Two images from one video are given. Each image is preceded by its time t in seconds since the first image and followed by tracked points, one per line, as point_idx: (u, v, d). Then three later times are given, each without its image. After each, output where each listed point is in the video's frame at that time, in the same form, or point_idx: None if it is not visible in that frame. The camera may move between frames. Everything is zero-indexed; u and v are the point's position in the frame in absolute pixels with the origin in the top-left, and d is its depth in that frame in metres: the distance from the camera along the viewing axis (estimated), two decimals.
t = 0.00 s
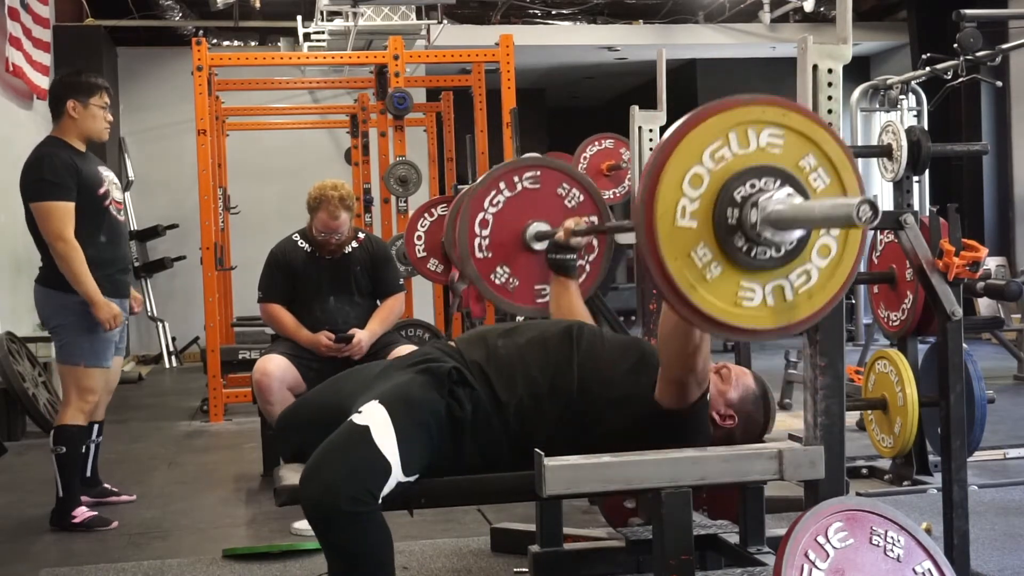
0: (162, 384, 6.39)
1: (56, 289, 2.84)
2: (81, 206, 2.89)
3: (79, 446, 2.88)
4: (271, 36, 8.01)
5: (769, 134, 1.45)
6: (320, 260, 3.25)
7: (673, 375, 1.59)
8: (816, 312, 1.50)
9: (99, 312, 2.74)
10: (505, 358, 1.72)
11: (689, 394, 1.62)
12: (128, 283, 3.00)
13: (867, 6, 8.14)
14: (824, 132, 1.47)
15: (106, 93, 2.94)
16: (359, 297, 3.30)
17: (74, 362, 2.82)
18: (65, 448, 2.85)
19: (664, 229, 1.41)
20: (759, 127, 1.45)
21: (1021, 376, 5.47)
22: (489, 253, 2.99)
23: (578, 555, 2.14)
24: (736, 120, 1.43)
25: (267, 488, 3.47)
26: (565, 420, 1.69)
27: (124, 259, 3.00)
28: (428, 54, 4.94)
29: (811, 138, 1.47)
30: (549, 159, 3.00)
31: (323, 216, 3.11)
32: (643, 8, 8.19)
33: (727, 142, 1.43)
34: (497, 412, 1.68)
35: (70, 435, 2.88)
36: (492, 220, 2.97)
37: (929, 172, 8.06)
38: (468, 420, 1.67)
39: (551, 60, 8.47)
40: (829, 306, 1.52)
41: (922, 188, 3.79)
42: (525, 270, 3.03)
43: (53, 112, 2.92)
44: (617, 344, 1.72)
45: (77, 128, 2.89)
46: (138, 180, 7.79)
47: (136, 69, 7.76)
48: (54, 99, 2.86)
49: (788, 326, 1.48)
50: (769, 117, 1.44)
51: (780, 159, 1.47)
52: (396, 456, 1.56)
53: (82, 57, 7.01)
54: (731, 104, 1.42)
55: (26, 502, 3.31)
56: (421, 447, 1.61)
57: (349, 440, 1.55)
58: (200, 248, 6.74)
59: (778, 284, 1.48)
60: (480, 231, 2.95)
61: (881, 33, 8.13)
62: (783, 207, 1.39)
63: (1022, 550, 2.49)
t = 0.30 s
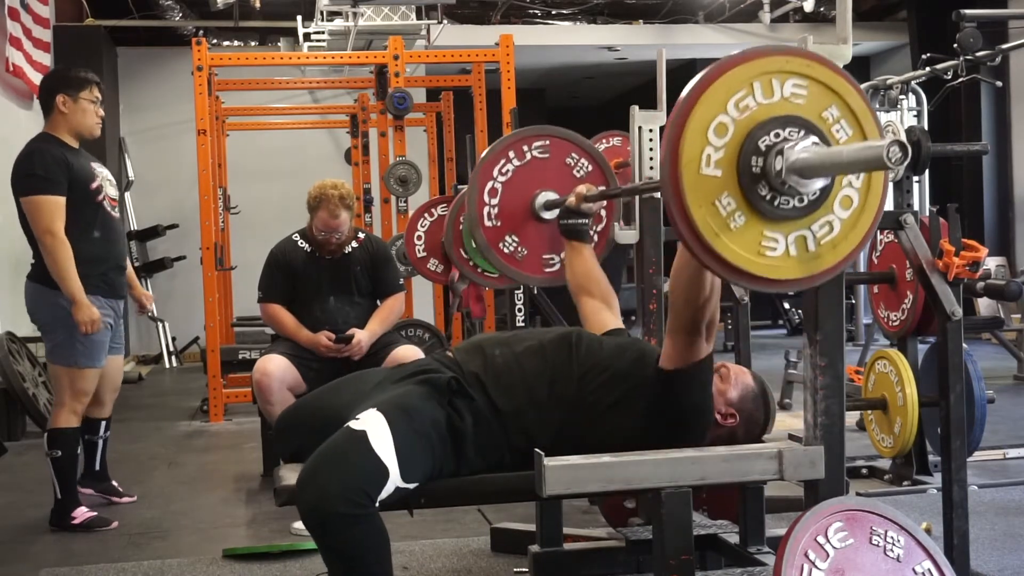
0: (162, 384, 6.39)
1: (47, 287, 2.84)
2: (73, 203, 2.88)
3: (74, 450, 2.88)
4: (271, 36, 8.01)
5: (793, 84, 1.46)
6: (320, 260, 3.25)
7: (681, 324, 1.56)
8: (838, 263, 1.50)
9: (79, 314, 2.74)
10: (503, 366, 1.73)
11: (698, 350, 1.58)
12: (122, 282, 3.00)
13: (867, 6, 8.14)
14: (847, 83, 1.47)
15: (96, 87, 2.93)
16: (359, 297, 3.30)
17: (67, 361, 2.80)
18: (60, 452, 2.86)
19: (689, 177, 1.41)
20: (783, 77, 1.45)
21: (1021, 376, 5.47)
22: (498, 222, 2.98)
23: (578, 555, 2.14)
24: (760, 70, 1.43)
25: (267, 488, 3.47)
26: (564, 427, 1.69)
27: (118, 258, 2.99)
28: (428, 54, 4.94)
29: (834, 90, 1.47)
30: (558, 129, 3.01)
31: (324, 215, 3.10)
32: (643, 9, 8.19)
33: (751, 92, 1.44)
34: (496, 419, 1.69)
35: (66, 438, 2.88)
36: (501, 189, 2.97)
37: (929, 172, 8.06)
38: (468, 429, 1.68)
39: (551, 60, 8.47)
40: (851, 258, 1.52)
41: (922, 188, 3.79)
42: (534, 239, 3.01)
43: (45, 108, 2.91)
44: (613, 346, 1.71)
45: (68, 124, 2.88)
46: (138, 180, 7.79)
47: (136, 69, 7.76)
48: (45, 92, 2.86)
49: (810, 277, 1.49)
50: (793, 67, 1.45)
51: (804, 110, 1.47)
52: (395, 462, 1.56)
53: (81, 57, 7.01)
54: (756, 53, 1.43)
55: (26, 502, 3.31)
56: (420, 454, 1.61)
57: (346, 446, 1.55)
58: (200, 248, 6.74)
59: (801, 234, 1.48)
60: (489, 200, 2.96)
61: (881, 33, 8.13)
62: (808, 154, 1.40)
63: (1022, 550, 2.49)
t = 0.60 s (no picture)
0: (162, 384, 6.39)
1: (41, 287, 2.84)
2: (70, 202, 2.88)
3: (71, 452, 2.88)
4: (271, 36, 8.01)
5: (809, 88, 1.45)
6: (320, 260, 3.25)
7: (683, 320, 1.55)
8: (843, 270, 1.49)
9: (68, 312, 2.72)
10: (499, 366, 1.73)
11: (699, 347, 1.58)
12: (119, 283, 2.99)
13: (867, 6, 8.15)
14: (863, 91, 1.46)
15: (95, 86, 2.93)
16: (359, 296, 3.30)
17: (62, 363, 2.80)
18: (57, 454, 2.86)
19: (699, 173, 1.42)
20: (799, 80, 1.45)
21: (1021, 376, 5.47)
22: (502, 210, 2.98)
23: (578, 555, 2.14)
24: (777, 72, 1.43)
25: (267, 488, 3.47)
26: (561, 428, 1.69)
27: (114, 258, 2.98)
28: (428, 54, 4.94)
29: (850, 97, 1.46)
30: (568, 121, 2.99)
31: (325, 213, 3.10)
32: (643, 9, 8.19)
33: (767, 93, 1.43)
34: (493, 419, 1.70)
35: (63, 441, 2.88)
36: (508, 178, 2.98)
37: (929, 172, 8.07)
38: (466, 429, 1.68)
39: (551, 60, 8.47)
40: (856, 264, 1.51)
41: (923, 188, 3.79)
42: (538, 230, 3.02)
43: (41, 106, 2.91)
44: (608, 348, 1.71)
45: (64, 121, 2.88)
46: (138, 180, 7.79)
47: (136, 69, 7.76)
48: (41, 91, 2.86)
49: (813, 281, 1.48)
50: (810, 72, 1.44)
51: (817, 115, 1.47)
52: (394, 462, 1.56)
53: (81, 57, 7.01)
54: (774, 54, 1.43)
55: (26, 502, 3.32)
56: (419, 454, 1.61)
57: (345, 446, 1.55)
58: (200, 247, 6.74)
59: (806, 238, 1.47)
60: (494, 188, 2.97)
61: (881, 33, 8.14)
62: (818, 157, 1.39)
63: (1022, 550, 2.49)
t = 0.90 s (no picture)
0: (162, 384, 6.39)
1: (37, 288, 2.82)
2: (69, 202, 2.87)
3: (69, 452, 2.88)
4: (271, 36, 8.01)
5: (822, 93, 1.46)
6: (321, 259, 3.25)
7: (688, 322, 1.53)
8: (843, 276, 1.50)
9: (87, 311, 2.74)
10: (500, 365, 1.73)
11: (702, 350, 1.55)
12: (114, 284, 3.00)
13: (867, 6, 8.15)
14: (875, 101, 1.47)
15: (94, 85, 2.93)
16: (359, 296, 3.30)
17: (60, 364, 2.80)
18: (55, 455, 2.86)
19: (706, 168, 1.42)
20: (813, 84, 1.45)
21: (1021, 376, 5.47)
22: (509, 206, 2.98)
23: (579, 555, 2.14)
24: (792, 73, 1.44)
25: (267, 488, 3.47)
26: (562, 428, 1.69)
27: (111, 259, 2.98)
28: (428, 54, 4.94)
29: (862, 105, 1.47)
30: (582, 123, 2.99)
31: (326, 212, 3.10)
32: (643, 9, 8.19)
33: (780, 94, 1.44)
34: (493, 418, 1.70)
35: (61, 441, 2.88)
36: (517, 173, 2.96)
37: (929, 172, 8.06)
38: (466, 428, 1.68)
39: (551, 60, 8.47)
40: (857, 272, 1.52)
41: (922, 188, 3.79)
42: (543, 229, 3.03)
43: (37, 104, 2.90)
44: (609, 348, 1.72)
45: (59, 120, 2.87)
46: (138, 180, 7.79)
47: (136, 69, 7.76)
48: (39, 89, 2.84)
49: (813, 286, 1.48)
50: (824, 76, 1.45)
51: (828, 120, 1.47)
52: (395, 461, 1.56)
53: (81, 57, 7.01)
54: (791, 55, 1.43)
55: (26, 502, 3.32)
56: (420, 453, 1.61)
57: (346, 445, 1.55)
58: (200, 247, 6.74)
59: (807, 242, 1.48)
60: (503, 182, 2.95)
61: (881, 33, 8.14)
62: (826, 161, 1.40)
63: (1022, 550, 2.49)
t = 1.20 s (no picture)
0: (162, 384, 6.39)
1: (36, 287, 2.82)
2: (67, 204, 2.87)
3: (69, 452, 2.88)
4: (271, 35, 8.01)
5: (823, 100, 1.47)
6: (321, 259, 3.25)
7: (688, 327, 1.52)
8: (836, 284, 1.51)
9: (82, 315, 2.73)
10: (500, 366, 1.73)
11: (702, 355, 1.56)
12: (113, 284, 3.00)
13: (867, 6, 8.15)
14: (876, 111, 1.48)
15: (93, 86, 2.93)
16: (359, 296, 3.30)
17: (59, 364, 2.80)
18: (55, 455, 2.86)
19: (704, 170, 1.42)
20: (814, 91, 1.46)
21: (1021, 376, 5.47)
22: (510, 204, 2.97)
23: (579, 555, 2.14)
24: (793, 79, 1.44)
25: (267, 488, 3.47)
26: (561, 428, 1.69)
27: (110, 259, 2.99)
28: (428, 54, 4.94)
29: (862, 114, 1.48)
30: (587, 124, 2.98)
31: (327, 208, 3.09)
32: (643, 9, 8.19)
33: (780, 99, 1.45)
34: (492, 418, 1.70)
35: (61, 441, 2.88)
36: (520, 172, 2.96)
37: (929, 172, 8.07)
38: (465, 429, 1.68)
39: (551, 60, 8.47)
40: (850, 280, 1.53)
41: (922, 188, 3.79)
42: (544, 229, 3.03)
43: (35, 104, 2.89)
44: (609, 349, 1.72)
45: (57, 120, 2.86)
46: (138, 180, 7.78)
47: (136, 69, 7.76)
48: (38, 89, 2.84)
49: (806, 293, 1.49)
50: (825, 83, 1.46)
51: (828, 128, 1.48)
52: (394, 462, 1.56)
53: (80, 57, 7.00)
54: (793, 62, 1.44)
55: (26, 502, 3.32)
56: (419, 453, 1.61)
57: (346, 446, 1.55)
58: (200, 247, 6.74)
59: (802, 249, 1.49)
60: (505, 180, 2.94)
61: (881, 34, 8.14)
62: (822, 168, 1.41)
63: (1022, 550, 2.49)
